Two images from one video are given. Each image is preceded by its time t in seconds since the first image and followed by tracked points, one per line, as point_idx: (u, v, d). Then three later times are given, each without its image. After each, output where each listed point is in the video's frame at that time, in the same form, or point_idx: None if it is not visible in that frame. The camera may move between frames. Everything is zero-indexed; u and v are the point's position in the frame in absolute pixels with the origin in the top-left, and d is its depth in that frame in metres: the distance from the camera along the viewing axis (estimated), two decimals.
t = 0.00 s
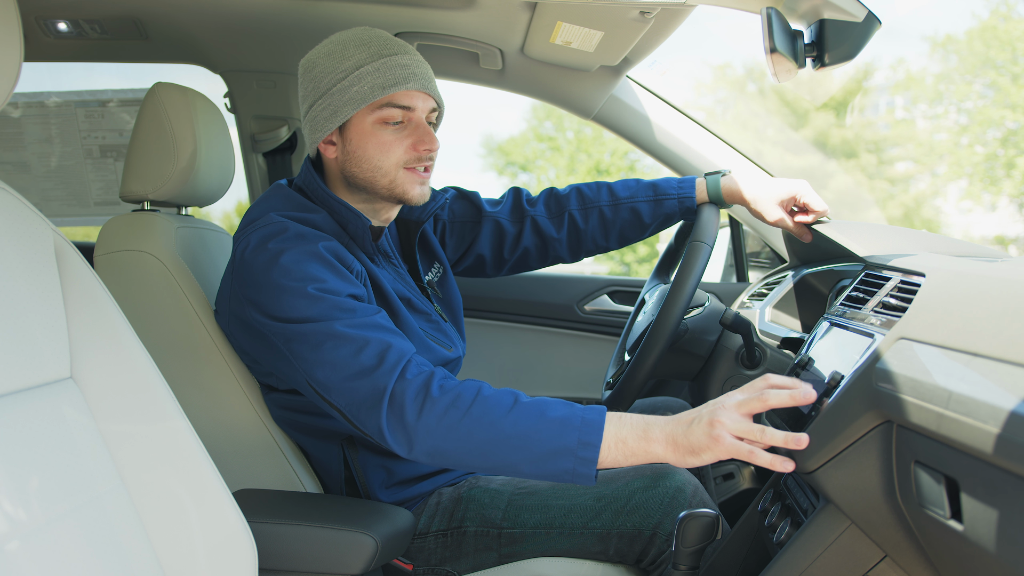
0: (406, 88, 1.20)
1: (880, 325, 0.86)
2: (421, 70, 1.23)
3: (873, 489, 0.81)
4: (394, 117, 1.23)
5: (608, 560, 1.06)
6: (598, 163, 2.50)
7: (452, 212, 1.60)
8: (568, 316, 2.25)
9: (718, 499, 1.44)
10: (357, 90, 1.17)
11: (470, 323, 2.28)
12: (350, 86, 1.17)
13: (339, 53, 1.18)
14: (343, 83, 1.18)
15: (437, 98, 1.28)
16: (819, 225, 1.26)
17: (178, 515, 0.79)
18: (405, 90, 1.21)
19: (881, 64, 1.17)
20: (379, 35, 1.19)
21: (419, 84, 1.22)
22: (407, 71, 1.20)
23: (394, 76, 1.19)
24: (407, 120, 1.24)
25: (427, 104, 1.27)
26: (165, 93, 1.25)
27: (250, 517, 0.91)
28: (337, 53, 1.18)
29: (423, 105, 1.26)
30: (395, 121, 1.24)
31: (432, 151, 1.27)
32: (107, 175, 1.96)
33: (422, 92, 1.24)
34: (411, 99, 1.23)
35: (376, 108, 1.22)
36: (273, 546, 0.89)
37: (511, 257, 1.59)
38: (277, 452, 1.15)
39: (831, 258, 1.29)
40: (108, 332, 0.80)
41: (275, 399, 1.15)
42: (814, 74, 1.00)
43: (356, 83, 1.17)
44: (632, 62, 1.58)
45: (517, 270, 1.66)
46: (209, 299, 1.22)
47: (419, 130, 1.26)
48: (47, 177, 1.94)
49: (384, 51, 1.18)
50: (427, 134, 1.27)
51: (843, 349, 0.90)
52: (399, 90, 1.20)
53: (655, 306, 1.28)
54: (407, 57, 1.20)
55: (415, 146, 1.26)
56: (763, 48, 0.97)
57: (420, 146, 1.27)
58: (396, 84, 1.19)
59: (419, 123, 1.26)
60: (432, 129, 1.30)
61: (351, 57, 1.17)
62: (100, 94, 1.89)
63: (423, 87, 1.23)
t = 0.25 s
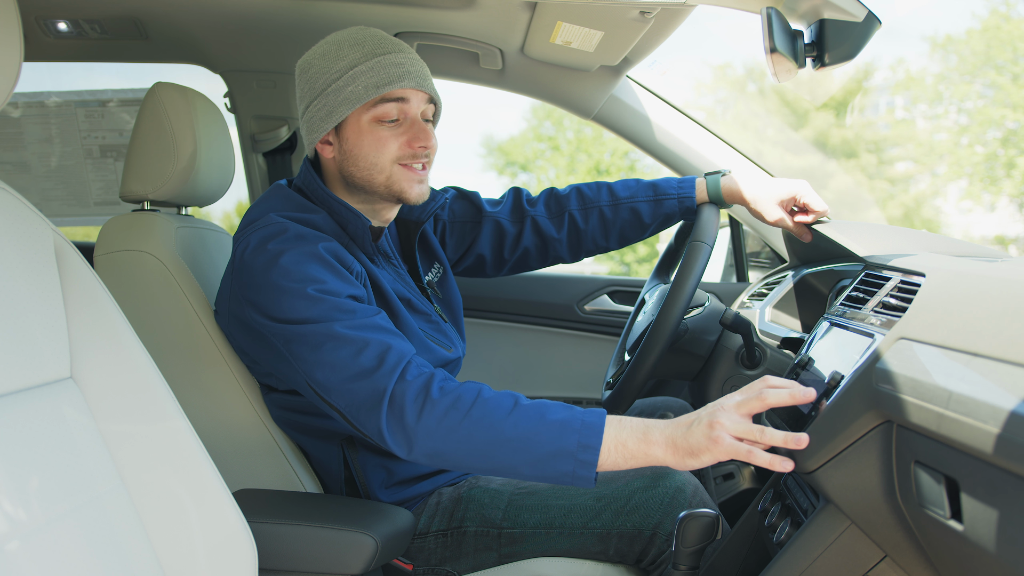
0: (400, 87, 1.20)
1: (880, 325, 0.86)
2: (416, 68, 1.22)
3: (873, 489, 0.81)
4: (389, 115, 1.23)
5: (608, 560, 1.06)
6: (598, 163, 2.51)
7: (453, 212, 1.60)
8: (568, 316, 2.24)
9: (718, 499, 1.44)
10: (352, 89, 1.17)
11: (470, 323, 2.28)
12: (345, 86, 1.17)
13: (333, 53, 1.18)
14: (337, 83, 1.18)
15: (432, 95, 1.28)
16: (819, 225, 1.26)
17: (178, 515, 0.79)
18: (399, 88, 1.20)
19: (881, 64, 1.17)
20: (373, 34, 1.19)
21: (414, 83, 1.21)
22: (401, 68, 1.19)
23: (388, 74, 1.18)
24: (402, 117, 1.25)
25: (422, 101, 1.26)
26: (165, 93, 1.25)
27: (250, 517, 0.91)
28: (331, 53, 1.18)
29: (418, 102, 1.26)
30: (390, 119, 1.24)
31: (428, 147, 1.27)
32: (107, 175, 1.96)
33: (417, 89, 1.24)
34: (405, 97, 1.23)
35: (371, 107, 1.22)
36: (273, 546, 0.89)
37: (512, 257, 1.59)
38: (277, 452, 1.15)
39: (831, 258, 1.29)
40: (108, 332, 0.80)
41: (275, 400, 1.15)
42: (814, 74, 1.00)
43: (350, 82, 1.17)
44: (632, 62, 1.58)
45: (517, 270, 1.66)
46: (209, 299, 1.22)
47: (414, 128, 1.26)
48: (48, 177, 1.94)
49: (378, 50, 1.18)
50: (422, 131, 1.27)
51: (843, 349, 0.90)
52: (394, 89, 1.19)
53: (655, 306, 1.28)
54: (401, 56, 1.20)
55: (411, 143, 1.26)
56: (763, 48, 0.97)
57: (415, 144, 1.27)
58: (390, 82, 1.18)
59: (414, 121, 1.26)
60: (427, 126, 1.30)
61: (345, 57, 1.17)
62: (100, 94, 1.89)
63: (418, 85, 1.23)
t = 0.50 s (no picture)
0: (396, 83, 1.20)
1: (880, 325, 0.86)
2: (411, 64, 1.22)
3: (873, 489, 0.81)
4: (383, 111, 1.23)
5: (609, 560, 1.06)
6: (598, 162, 2.51)
7: (453, 211, 1.60)
8: (568, 316, 2.24)
9: (718, 499, 1.44)
10: (347, 87, 1.17)
11: (470, 323, 2.28)
12: (340, 83, 1.17)
13: (328, 51, 1.18)
14: (332, 81, 1.18)
15: (427, 91, 1.28)
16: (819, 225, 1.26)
17: (178, 515, 0.79)
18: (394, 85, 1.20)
19: (881, 64, 1.17)
20: (368, 31, 1.19)
21: (409, 79, 1.21)
22: (396, 65, 1.19)
23: (382, 71, 1.18)
24: (396, 114, 1.24)
25: (417, 97, 1.26)
26: (164, 93, 1.25)
27: (250, 517, 0.91)
28: (327, 51, 1.18)
29: (412, 99, 1.26)
30: (384, 115, 1.23)
31: (423, 144, 1.27)
32: (107, 175, 1.96)
33: (413, 86, 1.24)
34: (399, 93, 1.23)
35: (365, 104, 1.22)
36: (273, 546, 0.89)
37: (512, 256, 1.59)
38: (277, 451, 1.15)
39: (831, 258, 1.29)
40: (108, 332, 0.80)
41: (275, 400, 1.15)
42: (814, 74, 1.00)
43: (345, 80, 1.17)
44: (632, 62, 1.58)
45: (517, 270, 1.66)
46: (209, 299, 1.22)
47: (409, 124, 1.26)
48: (48, 177, 1.94)
49: (373, 47, 1.18)
50: (416, 127, 1.27)
51: (843, 349, 0.90)
52: (389, 86, 1.19)
53: (655, 306, 1.28)
54: (397, 53, 1.20)
55: (405, 140, 1.26)
56: (763, 48, 0.97)
57: (410, 140, 1.27)
58: (384, 79, 1.18)
59: (409, 117, 1.26)
60: (422, 123, 1.30)
61: (341, 54, 1.17)
62: (100, 94, 1.89)
63: (413, 81, 1.23)
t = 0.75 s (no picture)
0: (397, 84, 1.20)
1: (880, 325, 0.86)
2: (412, 65, 1.23)
3: (873, 489, 0.81)
4: (384, 112, 1.23)
5: (608, 560, 1.06)
6: (598, 162, 2.51)
7: (452, 211, 1.60)
8: (568, 316, 2.24)
9: (718, 499, 1.44)
10: (348, 88, 1.17)
11: (470, 323, 2.28)
12: (341, 83, 1.17)
13: (329, 51, 1.18)
14: (333, 81, 1.18)
15: (428, 92, 1.28)
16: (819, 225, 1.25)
17: (178, 515, 0.78)
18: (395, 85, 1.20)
19: (881, 64, 1.17)
20: (370, 32, 1.19)
21: (410, 80, 1.21)
22: (397, 66, 1.19)
23: (384, 72, 1.18)
24: (397, 115, 1.25)
25: (418, 98, 1.26)
26: (165, 93, 1.25)
27: (250, 517, 0.91)
28: (328, 51, 1.18)
29: (413, 100, 1.26)
30: (385, 116, 1.24)
31: (423, 144, 1.27)
32: (107, 175, 1.96)
33: (414, 87, 1.24)
34: (401, 94, 1.23)
35: (366, 105, 1.22)
36: (273, 547, 0.89)
37: (511, 256, 1.59)
38: (277, 452, 1.15)
39: (831, 258, 1.29)
40: (107, 331, 0.80)
41: (274, 400, 1.15)
42: (814, 74, 1.00)
43: (346, 80, 1.17)
44: (632, 62, 1.58)
45: (517, 270, 1.66)
46: (209, 299, 1.22)
47: (410, 125, 1.26)
48: (48, 177, 1.94)
49: (374, 47, 1.18)
50: (417, 128, 1.27)
51: (842, 349, 0.90)
52: (390, 87, 1.19)
53: (655, 306, 1.28)
54: (398, 54, 1.20)
55: (406, 140, 1.26)
56: (763, 48, 0.97)
57: (410, 140, 1.27)
58: (386, 80, 1.18)
59: (409, 118, 1.26)
60: (422, 123, 1.30)
61: (342, 54, 1.17)
62: (100, 94, 1.89)
63: (414, 82, 1.23)
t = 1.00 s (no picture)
0: (398, 85, 1.19)
1: (880, 325, 0.86)
2: (413, 66, 1.23)
3: (873, 489, 0.81)
4: (385, 112, 1.23)
5: (609, 560, 1.06)
6: (598, 162, 2.51)
7: (452, 211, 1.60)
8: (568, 316, 2.25)
9: (718, 499, 1.45)
10: (349, 88, 1.17)
11: (470, 323, 2.28)
12: (342, 83, 1.17)
13: (330, 50, 1.18)
14: (334, 81, 1.17)
15: (429, 93, 1.28)
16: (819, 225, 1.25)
17: (178, 515, 0.79)
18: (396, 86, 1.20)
19: (881, 64, 1.17)
20: (371, 32, 1.19)
21: (411, 81, 1.21)
22: (398, 67, 1.19)
23: (385, 72, 1.18)
24: (398, 115, 1.25)
25: (419, 99, 1.26)
26: (164, 94, 1.25)
27: (250, 517, 0.91)
28: (329, 51, 1.18)
29: (414, 101, 1.26)
30: (386, 116, 1.24)
31: (423, 146, 1.28)
32: (107, 175, 1.96)
33: (415, 88, 1.24)
34: (402, 94, 1.23)
35: (368, 105, 1.22)
36: (273, 547, 0.89)
37: (511, 256, 1.59)
38: (277, 452, 1.15)
39: (831, 258, 1.29)
40: (107, 331, 0.80)
41: (274, 400, 1.15)
42: (814, 74, 1.00)
43: (347, 81, 1.17)
44: (632, 62, 1.58)
45: (517, 270, 1.66)
46: (209, 299, 1.22)
47: (410, 126, 1.26)
48: (47, 177, 1.94)
49: (376, 47, 1.18)
50: (417, 129, 1.27)
51: (842, 349, 0.90)
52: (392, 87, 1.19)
53: (655, 306, 1.28)
54: (399, 54, 1.20)
55: (407, 141, 1.26)
56: (763, 48, 0.97)
57: (411, 141, 1.27)
58: (387, 80, 1.18)
59: (410, 119, 1.26)
60: (423, 124, 1.30)
61: (343, 54, 1.17)
62: (100, 94, 1.89)
63: (415, 83, 1.23)
